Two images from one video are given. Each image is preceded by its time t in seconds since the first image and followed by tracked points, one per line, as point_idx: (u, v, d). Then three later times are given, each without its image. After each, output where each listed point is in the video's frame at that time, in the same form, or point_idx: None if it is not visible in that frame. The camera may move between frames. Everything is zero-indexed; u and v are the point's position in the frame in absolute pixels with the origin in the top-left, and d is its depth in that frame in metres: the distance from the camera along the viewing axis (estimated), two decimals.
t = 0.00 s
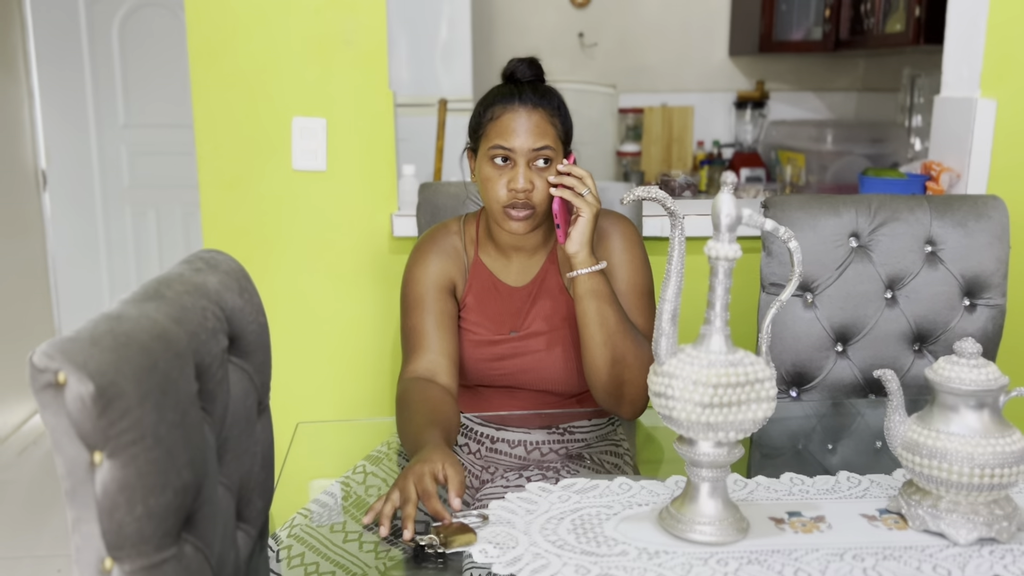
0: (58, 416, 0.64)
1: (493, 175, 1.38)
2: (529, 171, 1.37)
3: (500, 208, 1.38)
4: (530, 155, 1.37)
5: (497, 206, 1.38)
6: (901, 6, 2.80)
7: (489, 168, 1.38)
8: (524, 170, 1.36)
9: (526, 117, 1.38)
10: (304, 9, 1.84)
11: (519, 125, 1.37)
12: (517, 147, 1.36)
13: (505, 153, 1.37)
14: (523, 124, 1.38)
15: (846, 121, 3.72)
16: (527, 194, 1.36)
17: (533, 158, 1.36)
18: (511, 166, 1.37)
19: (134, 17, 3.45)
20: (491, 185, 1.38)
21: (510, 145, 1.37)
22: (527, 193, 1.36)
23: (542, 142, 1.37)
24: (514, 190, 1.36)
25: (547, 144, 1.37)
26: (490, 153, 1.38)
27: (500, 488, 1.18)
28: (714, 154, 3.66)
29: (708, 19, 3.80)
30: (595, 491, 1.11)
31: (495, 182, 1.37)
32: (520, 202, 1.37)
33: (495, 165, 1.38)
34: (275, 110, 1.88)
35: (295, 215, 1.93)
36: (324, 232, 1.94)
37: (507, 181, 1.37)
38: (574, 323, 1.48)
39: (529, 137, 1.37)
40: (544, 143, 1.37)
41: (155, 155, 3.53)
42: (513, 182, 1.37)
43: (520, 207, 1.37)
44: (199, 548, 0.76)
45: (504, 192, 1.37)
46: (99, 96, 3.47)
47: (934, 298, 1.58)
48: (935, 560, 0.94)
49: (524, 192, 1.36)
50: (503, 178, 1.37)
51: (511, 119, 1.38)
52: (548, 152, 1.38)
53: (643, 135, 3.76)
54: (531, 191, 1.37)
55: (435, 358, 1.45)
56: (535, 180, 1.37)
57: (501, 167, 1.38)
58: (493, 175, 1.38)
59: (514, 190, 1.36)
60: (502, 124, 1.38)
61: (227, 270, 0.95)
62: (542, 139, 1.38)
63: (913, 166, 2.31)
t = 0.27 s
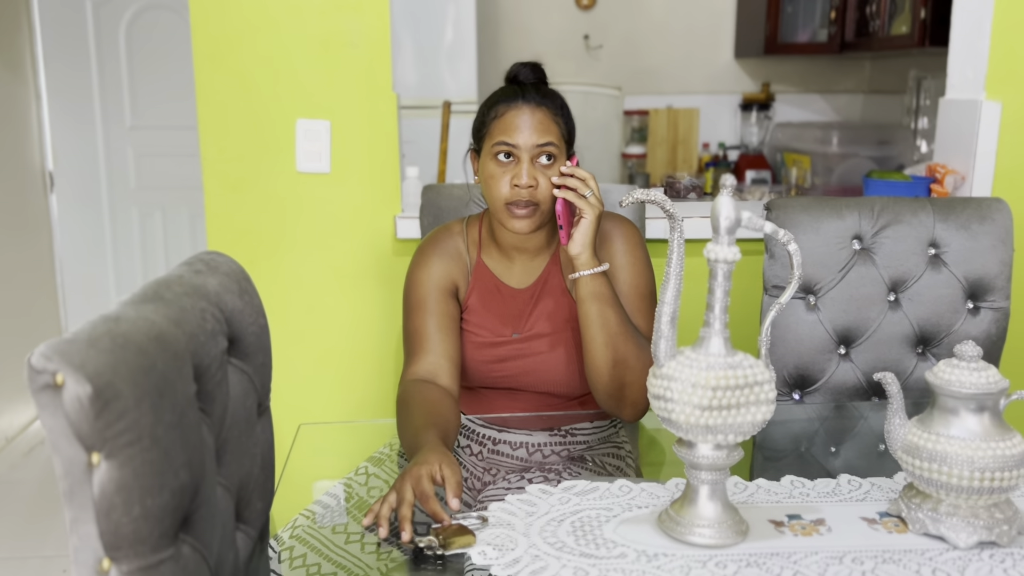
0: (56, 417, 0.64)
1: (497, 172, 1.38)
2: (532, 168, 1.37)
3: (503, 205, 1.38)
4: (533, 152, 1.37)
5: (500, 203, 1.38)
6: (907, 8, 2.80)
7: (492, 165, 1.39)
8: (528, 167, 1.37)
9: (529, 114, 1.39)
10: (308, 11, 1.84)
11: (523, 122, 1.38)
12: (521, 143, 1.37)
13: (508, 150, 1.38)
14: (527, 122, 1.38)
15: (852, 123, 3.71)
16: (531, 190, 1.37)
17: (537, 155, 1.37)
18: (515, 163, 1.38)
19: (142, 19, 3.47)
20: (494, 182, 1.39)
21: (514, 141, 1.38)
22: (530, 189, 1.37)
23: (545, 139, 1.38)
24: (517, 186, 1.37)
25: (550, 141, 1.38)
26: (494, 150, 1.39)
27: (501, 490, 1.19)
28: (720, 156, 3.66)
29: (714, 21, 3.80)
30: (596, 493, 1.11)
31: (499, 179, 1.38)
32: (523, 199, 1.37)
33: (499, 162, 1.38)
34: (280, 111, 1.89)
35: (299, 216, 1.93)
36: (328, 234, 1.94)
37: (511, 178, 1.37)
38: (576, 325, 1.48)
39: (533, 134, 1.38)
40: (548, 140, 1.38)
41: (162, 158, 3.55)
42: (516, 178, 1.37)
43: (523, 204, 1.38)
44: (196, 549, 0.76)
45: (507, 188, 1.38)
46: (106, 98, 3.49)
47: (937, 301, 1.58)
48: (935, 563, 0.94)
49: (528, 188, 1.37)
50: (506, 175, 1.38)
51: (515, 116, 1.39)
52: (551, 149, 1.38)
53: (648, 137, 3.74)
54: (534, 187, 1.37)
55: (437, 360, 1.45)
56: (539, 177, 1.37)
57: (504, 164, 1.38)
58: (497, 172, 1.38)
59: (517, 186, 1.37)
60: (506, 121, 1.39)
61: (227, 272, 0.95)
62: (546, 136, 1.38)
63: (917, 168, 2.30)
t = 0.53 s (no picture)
0: (60, 417, 0.64)
1: (507, 167, 1.39)
2: (543, 166, 1.38)
3: (513, 199, 1.39)
4: (545, 149, 1.39)
5: (509, 198, 1.40)
6: (911, 10, 2.80)
7: (503, 161, 1.40)
8: (538, 163, 1.38)
9: (544, 112, 1.40)
10: (313, 14, 1.85)
11: (536, 120, 1.39)
12: (533, 140, 1.38)
13: (520, 146, 1.39)
14: (540, 119, 1.39)
15: (856, 125, 3.71)
16: (540, 187, 1.38)
17: (548, 153, 1.38)
18: (526, 159, 1.39)
19: (148, 22, 3.49)
20: (505, 177, 1.40)
21: (526, 137, 1.39)
22: (539, 186, 1.38)
23: (558, 137, 1.39)
24: (527, 182, 1.38)
25: (563, 139, 1.39)
26: (506, 146, 1.40)
27: (503, 492, 1.19)
28: (724, 158, 3.69)
29: (718, 22, 3.80)
30: (598, 494, 1.11)
31: (509, 174, 1.39)
32: (532, 195, 1.38)
33: (510, 158, 1.39)
34: (285, 113, 1.89)
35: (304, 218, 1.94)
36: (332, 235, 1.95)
37: (521, 174, 1.38)
38: (582, 327, 1.48)
39: (546, 131, 1.39)
40: (561, 138, 1.39)
41: (168, 160, 3.57)
42: (526, 174, 1.38)
43: (532, 200, 1.39)
44: (200, 549, 0.77)
45: (517, 184, 1.39)
46: (112, 100, 3.50)
47: (941, 303, 1.58)
48: (937, 565, 0.94)
49: (536, 185, 1.38)
50: (517, 171, 1.39)
51: (529, 113, 1.40)
52: (563, 148, 1.39)
53: (652, 139, 3.75)
54: (543, 184, 1.38)
55: (438, 355, 1.47)
56: (549, 174, 1.38)
57: (516, 160, 1.39)
58: (507, 168, 1.39)
59: (526, 182, 1.38)
60: (520, 117, 1.40)
61: (230, 274, 0.95)
62: (558, 134, 1.39)
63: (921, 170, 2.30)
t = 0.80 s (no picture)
0: (70, 415, 0.65)
1: (516, 164, 1.40)
2: (552, 164, 1.39)
3: (520, 196, 1.40)
4: (555, 148, 1.39)
5: (517, 195, 1.40)
6: (914, 11, 2.80)
7: (513, 158, 1.41)
8: (547, 161, 1.39)
9: (555, 111, 1.41)
10: (318, 16, 1.86)
11: (548, 118, 1.40)
12: (543, 138, 1.39)
13: (530, 143, 1.40)
14: (552, 117, 1.40)
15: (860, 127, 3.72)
16: (547, 185, 1.38)
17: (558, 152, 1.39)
18: (535, 156, 1.40)
19: (152, 23, 3.50)
20: (513, 174, 1.40)
21: (537, 135, 1.40)
22: (547, 184, 1.38)
23: (568, 136, 1.40)
24: (535, 179, 1.39)
25: (573, 139, 1.40)
26: (516, 143, 1.41)
27: (508, 491, 1.19)
28: (727, 161, 3.70)
29: (722, 24, 3.80)
30: (602, 494, 1.12)
31: (518, 171, 1.40)
32: (539, 193, 1.39)
33: (520, 155, 1.40)
34: (290, 115, 1.90)
35: (308, 219, 1.95)
36: (337, 236, 1.95)
37: (529, 171, 1.39)
38: (588, 327, 1.48)
39: (556, 130, 1.40)
40: (571, 138, 1.40)
41: (172, 161, 3.58)
42: (535, 171, 1.39)
43: (539, 198, 1.39)
44: (207, 547, 0.77)
45: (525, 181, 1.39)
46: (116, 101, 3.52)
47: (945, 304, 1.58)
48: (941, 564, 0.94)
49: (544, 183, 1.38)
50: (526, 168, 1.40)
51: (541, 112, 1.41)
52: (573, 148, 1.40)
53: (656, 140, 3.80)
54: (551, 183, 1.39)
55: (431, 352, 1.50)
56: (557, 173, 1.39)
57: (526, 157, 1.40)
58: (516, 165, 1.40)
59: (535, 179, 1.39)
60: (532, 115, 1.41)
61: (237, 274, 0.96)
62: (569, 134, 1.40)
63: (926, 171, 2.30)
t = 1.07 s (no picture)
0: (76, 415, 0.65)
1: (515, 166, 1.40)
2: (550, 164, 1.40)
3: (518, 197, 1.41)
4: (553, 150, 1.40)
5: (515, 196, 1.41)
6: (916, 13, 2.80)
7: (511, 159, 1.41)
8: (545, 163, 1.39)
9: (554, 113, 1.41)
10: (321, 16, 1.86)
11: (547, 119, 1.41)
12: (541, 140, 1.40)
13: (529, 144, 1.41)
14: (551, 118, 1.41)
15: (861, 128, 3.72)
16: (545, 186, 1.39)
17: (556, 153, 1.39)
18: (533, 157, 1.40)
19: (155, 25, 3.50)
20: (512, 174, 1.41)
21: (536, 137, 1.40)
22: (544, 185, 1.39)
23: (567, 137, 1.40)
24: (532, 180, 1.39)
25: (572, 140, 1.41)
26: (515, 144, 1.41)
27: (511, 492, 1.19)
28: (729, 161, 3.69)
29: (723, 25, 3.81)
30: (605, 494, 1.12)
31: (516, 172, 1.40)
32: (536, 193, 1.39)
33: (519, 156, 1.41)
34: (292, 115, 1.90)
35: (311, 219, 1.95)
36: (339, 237, 1.96)
37: (527, 172, 1.40)
38: (589, 327, 1.49)
39: (555, 131, 1.40)
40: (570, 139, 1.41)
41: (174, 162, 3.59)
42: (532, 172, 1.39)
43: (537, 199, 1.40)
44: (212, 546, 0.77)
45: (523, 181, 1.40)
46: (119, 102, 3.53)
47: (947, 304, 1.58)
48: (944, 564, 0.94)
49: (542, 183, 1.39)
50: (524, 169, 1.40)
51: (540, 113, 1.41)
52: (571, 149, 1.40)
53: (657, 141, 3.76)
54: (548, 184, 1.39)
55: (433, 358, 1.50)
56: (555, 175, 1.40)
57: (524, 159, 1.40)
58: (515, 166, 1.41)
59: (532, 179, 1.39)
60: (531, 117, 1.42)
61: (241, 274, 0.96)
62: (568, 135, 1.41)
63: (928, 172, 2.30)
